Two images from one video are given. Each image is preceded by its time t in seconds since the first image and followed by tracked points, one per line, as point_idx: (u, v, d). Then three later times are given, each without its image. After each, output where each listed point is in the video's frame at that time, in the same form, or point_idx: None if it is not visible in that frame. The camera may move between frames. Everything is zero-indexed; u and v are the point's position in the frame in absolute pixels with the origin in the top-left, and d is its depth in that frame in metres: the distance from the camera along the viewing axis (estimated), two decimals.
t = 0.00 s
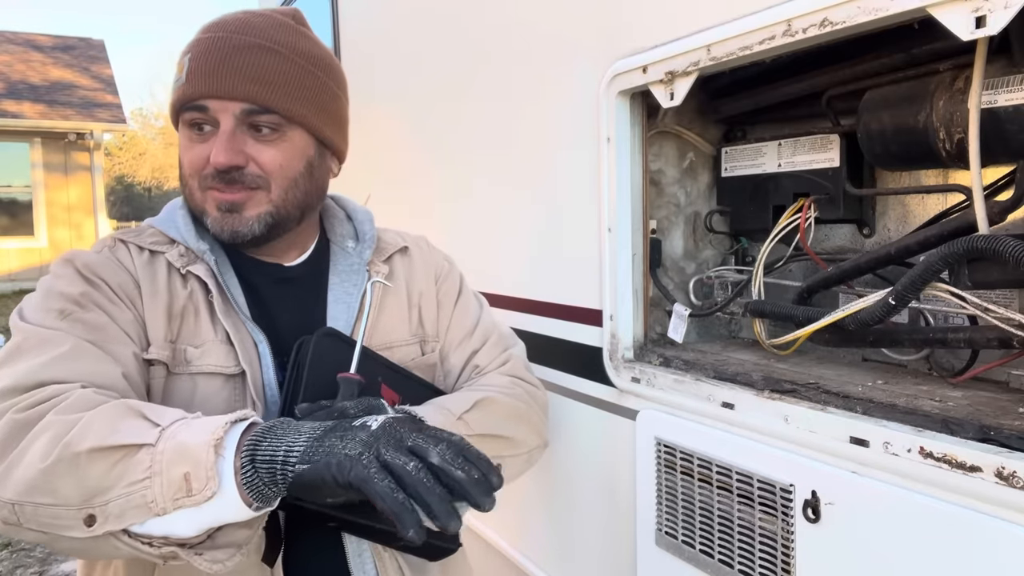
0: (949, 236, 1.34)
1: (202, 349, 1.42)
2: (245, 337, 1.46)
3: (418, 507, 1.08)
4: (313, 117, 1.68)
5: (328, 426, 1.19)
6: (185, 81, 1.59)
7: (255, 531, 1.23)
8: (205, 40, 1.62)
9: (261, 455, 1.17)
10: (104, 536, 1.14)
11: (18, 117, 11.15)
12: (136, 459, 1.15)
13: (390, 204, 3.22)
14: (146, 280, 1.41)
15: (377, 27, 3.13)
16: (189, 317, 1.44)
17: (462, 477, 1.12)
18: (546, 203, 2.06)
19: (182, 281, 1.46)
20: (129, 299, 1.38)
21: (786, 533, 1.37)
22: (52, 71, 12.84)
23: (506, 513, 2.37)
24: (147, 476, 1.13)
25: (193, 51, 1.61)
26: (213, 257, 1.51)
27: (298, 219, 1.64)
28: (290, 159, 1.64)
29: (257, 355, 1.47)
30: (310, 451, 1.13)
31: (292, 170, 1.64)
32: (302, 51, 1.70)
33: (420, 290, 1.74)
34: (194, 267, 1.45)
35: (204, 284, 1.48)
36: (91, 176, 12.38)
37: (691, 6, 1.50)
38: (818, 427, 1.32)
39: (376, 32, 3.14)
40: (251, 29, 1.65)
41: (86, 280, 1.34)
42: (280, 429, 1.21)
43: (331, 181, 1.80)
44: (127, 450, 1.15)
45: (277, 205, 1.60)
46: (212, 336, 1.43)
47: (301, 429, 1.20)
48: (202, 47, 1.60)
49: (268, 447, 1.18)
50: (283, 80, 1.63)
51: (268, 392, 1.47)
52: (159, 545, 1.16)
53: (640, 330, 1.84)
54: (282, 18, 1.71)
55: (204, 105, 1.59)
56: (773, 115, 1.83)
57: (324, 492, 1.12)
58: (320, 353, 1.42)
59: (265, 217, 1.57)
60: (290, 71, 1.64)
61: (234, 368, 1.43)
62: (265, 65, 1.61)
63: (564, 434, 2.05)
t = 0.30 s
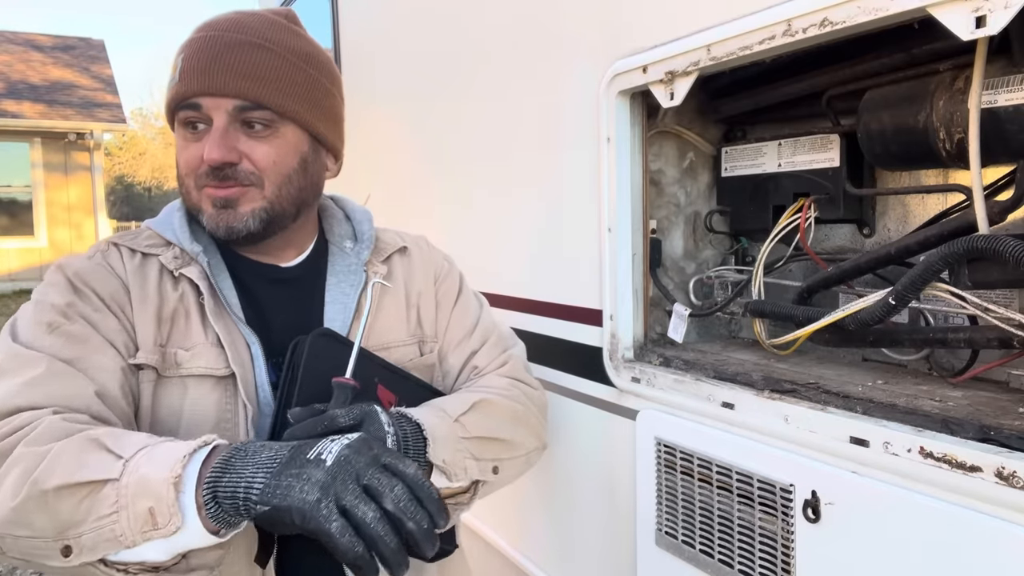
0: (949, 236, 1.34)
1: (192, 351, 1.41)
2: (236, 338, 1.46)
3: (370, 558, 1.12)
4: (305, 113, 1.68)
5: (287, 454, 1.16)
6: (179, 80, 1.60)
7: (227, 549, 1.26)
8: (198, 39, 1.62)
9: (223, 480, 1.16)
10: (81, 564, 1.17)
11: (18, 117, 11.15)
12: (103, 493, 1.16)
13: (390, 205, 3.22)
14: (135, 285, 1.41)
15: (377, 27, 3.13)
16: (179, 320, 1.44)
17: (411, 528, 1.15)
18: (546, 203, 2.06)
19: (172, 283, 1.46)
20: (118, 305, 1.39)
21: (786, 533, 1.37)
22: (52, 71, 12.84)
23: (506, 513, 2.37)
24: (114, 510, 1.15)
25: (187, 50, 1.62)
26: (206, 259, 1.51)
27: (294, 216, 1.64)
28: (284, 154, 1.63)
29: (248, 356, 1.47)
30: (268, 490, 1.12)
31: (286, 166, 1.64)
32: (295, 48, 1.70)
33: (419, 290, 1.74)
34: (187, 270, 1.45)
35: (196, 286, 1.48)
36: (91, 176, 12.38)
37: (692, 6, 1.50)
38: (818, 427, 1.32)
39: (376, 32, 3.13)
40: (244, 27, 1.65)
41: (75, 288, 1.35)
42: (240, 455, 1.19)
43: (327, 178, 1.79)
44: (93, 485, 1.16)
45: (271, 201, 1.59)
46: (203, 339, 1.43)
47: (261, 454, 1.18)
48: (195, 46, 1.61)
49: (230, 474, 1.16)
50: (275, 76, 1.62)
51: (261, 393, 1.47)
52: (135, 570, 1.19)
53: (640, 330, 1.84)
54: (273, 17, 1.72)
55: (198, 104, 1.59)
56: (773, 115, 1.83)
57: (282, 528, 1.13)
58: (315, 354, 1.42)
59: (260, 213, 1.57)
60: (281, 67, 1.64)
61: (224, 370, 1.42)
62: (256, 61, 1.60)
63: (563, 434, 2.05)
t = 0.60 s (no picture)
0: (949, 236, 1.34)
1: (183, 357, 1.40)
2: (232, 342, 1.46)
3: None
4: (310, 112, 1.68)
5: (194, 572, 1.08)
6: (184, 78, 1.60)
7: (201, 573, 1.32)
8: (204, 37, 1.63)
9: None
10: None
11: (18, 117, 11.15)
12: None
13: (390, 205, 3.22)
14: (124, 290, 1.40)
15: (377, 27, 3.13)
16: (169, 326, 1.43)
17: None
18: (546, 202, 2.06)
19: (161, 286, 1.46)
20: (100, 321, 1.36)
21: (786, 533, 1.37)
22: (52, 71, 12.85)
23: (506, 513, 2.37)
24: None
25: (193, 48, 1.62)
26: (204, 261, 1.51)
27: (300, 215, 1.64)
28: (290, 153, 1.64)
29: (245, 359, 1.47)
30: None
31: (292, 165, 1.64)
32: (302, 48, 1.70)
33: (423, 291, 1.73)
34: (184, 272, 1.45)
35: (188, 290, 1.48)
36: (91, 176, 12.38)
37: (692, 6, 1.50)
38: (818, 427, 1.32)
39: (376, 32, 3.13)
40: (251, 26, 1.65)
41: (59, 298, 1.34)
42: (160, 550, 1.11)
43: (331, 177, 1.79)
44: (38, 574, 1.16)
45: (277, 201, 1.60)
46: (195, 345, 1.42)
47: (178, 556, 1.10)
48: (201, 44, 1.61)
49: None
50: (281, 75, 1.63)
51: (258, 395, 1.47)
52: None
53: (640, 330, 1.84)
54: (278, 17, 1.72)
55: (204, 102, 1.59)
56: (773, 115, 1.83)
57: None
58: (328, 356, 1.42)
59: (267, 214, 1.57)
60: (287, 67, 1.64)
61: (217, 374, 1.41)
62: (261, 60, 1.61)
63: (563, 434, 2.05)
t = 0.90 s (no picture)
0: (949, 236, 1.34)
1: (175, 363, 1.40)
2: (227, 348, 1.46)
3: None
4: (316, 112, 1.68)
5: None
6: (190, 78, 1.60)
7: None
8: (210, 38, 1.62)
9: None
10: None
11: (18, 117, 11.16)
12: None
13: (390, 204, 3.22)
14: (116, 296, 1.40)
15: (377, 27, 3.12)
16: (163, 331, 1.43)
17: None
18: (546, 202, 2.06)
19: (155, 288, 1.46)
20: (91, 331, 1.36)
21: (786, 533, 1.37)
22: (52, 71, 12.85)
23: (506, 513, 2.37)
24: None
25: (198, 49, 1.62)
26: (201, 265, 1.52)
27: (306, 216, 1.64)
28: (296, 155, 1.63)
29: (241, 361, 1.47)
30: None
31: (298, 166, 1.64)
32: (307, 49, 1.70)
33: (426, 291, 1.73)
34: (179, 275, 1.45)
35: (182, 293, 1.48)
36: (91, 176, 12.38)
37: (691, 6, 1.50)
38: (818, 427, 1.32)
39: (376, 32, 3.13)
40: (257, 27, 1.65)
41: (51, 306, 1.35)
42: None
43: (336, 178, 1.78)
44: None
45: (283, 203, 1.60)
46: (187, 350, 1.42)
47: None
48: (207, 45, 1.61)
49: None
50: (287, 76, 1.62)
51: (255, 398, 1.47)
52: None
53: (640, 330, 1.84)
54: (283, 16, 1.71)
55: (209, 103, 1.59)
56: (773, 115, 1.83)
57: None
58: (327, 360, 1.42)
59: (274, 216, 1.58)
60: (293, 67, 1.64)
61: (208, 379, 1.40)
62: (267, 60, 1.60)
63: (563, 434, 2.05)
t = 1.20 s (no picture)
0: (949, 235, 1.34)
1: (176, 359, 1.40)
2: (227, 347, 1.46)
3: None
4: (318, 114, 1.68)
5: None
6: (192, 82, 1.60)
7: None
8: (212, 42, 1.62)
9: None
10: None
11: (18, 117, 11.16)
12: None
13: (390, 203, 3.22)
14: (118, 292, 1.40)
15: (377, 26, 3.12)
16: (165, 327, 1.43)
17: None
18: (546, 202, 2.06)
19: (157, 287, 1.46)
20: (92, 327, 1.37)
21: (786, 533, 1.37)
22: (52, 71, 12.85)
23: (506, 513, 2.37)
24: None
25: (200, 53, 1.62)
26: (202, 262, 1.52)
27: (308, 219, 1.65)
28: (298, 157, 1.64)
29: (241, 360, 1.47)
30: None
31: (300, 168, 1.64)
32: (309, 51, 1.70)
33: (427, 292, 1.74)
34: (181, 274, 1.45)
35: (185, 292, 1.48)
36: (91, 176, 12.38)
37: (691, 6, 1.50)
38: (818, 427, 1.32)
39: (377, 32, 3.13)
40: (259, 30, 1.65)
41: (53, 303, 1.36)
42: None
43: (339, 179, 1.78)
44: None
45: (286, 206, 1.60)
46: (188, 347, 1.42)
47: None
48: (208, 49, 1.61)
49: None
50: (289, 78, 1.62)
51: (255, 396, 1.47)
52: None
53: (640, 330, 1.84)
54: (285, 18, 1.71)
55: (211, 106, 1.59)
56: (773, 116, 1.83)
57: None
58: (321, 360, 1.42)
59: (275, 218, 1.58)
60: (295, 70, 1.64)
61: (210, 375, 1.40)
62: (269, 63, 1.60)
63: (563, 434, 2.05)
